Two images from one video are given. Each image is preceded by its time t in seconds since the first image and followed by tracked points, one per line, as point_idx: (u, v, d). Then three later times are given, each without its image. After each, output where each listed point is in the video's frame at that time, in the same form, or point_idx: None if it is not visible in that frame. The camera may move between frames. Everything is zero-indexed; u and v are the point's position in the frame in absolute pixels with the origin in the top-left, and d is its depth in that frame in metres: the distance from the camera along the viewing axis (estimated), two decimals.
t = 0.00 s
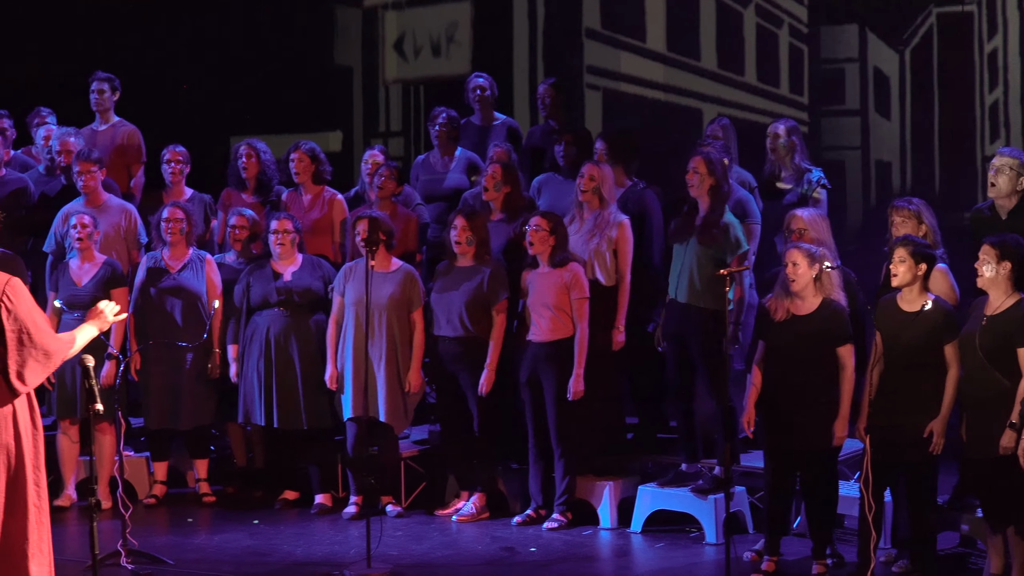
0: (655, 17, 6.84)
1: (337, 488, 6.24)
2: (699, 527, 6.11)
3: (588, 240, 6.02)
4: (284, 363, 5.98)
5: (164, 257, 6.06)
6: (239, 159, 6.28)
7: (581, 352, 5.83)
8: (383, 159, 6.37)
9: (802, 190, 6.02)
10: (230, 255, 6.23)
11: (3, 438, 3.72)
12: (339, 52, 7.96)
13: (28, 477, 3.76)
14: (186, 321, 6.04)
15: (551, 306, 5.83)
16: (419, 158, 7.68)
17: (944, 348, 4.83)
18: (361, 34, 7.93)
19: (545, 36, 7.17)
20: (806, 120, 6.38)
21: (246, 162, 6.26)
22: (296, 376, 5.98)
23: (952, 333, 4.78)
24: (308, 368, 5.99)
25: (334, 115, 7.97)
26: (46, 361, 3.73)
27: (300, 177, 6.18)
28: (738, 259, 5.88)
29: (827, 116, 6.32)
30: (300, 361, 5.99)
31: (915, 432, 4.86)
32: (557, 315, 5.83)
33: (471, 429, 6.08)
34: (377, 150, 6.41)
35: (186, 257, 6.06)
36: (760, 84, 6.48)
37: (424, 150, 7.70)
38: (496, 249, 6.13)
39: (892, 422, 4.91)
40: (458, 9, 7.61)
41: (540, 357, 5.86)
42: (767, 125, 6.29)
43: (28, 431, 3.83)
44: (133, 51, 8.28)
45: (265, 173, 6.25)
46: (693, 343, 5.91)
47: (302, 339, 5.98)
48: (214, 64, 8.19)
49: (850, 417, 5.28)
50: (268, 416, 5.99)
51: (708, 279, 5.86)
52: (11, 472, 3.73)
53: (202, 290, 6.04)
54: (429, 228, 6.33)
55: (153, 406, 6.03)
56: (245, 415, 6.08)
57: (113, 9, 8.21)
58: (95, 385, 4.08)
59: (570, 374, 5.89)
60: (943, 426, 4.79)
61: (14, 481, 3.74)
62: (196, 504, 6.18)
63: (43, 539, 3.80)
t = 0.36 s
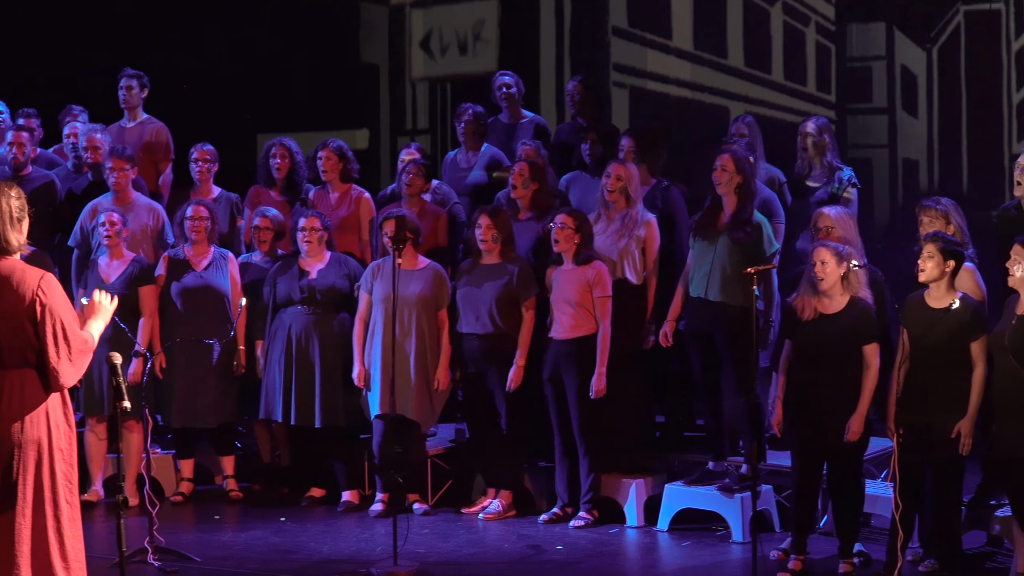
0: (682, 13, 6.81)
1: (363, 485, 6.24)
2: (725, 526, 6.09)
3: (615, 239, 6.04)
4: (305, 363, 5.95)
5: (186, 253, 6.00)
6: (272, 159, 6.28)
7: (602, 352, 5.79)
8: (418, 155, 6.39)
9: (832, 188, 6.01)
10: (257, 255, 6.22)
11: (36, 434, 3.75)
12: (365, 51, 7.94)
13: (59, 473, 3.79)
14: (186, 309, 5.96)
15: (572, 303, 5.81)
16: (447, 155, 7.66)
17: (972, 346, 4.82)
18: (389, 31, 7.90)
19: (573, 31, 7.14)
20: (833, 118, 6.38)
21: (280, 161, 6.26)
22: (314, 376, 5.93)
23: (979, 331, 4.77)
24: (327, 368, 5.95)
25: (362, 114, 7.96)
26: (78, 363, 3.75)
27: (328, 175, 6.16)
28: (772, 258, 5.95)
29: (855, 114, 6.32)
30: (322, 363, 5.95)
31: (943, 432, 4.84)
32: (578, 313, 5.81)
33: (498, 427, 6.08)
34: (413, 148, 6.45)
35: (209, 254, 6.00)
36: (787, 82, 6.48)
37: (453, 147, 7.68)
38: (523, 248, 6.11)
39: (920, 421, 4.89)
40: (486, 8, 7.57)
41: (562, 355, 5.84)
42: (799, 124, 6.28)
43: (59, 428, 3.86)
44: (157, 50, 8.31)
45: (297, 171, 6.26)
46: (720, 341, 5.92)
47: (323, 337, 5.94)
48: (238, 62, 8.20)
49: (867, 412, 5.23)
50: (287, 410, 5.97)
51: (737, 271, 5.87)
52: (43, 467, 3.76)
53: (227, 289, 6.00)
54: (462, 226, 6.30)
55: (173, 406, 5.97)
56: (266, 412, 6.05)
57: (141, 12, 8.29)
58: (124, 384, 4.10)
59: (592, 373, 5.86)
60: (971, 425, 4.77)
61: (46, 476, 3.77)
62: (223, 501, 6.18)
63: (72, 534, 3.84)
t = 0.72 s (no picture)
0: (710, 13, 6.81)
1: (390, 484, 6.24)
2: (752, 525, 6.08)
3: (640, 238, 6.01)
4: (329, 364, 5.94)
5: (212, 250, 6.03)
6: (302, 161, 6.34)
7: (621, 350, 5.73)
8: (451, 154, 6.41)
9: (860, 187, 5.99)
10: (285, 252, 6.20)
11: (71, 429, 3.75)
12: (392, 49, 7.96)
13: (94, 469, 3.78)
14: (221, 317, 5.99)
15: (594, 300, 5.77)
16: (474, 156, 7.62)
17: (999, 346, 4.79)
18: (415, 28, 7.93)
19: (599, 31, 7.10)
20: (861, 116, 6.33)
21: (311, 163, 6.31)
22: (338, 381, 5.93)
23: (1009, 331, 4.74)
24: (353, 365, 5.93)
25: (389, 111, 7.96)
26: (111, 358, 3.76)
27: (355, 174, 6.15)
28: (796, 256, 5.91)
29: (883, 112, 6.26)
30: (345, 366, 5.93)
31: (966, 429, 4.84)
32: (599, 310, 5.77)
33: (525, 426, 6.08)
34: (445, 147, 6.49)
35: (235, 251, 6.04)
36: (815, 80, 6.43)
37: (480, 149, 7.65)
38: (552, 247, 6.10)
39: (944, 420, 4.87)
40: (514, 5, 7.56)
41: (583, 353, 5.81)
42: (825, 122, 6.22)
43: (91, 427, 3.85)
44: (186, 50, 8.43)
45: (327, 171, 6.29)
46: (747, 341, 5.92)
47: (348, 336, 5.91)
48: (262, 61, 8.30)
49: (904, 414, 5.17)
50: (311, 408, 5.96)
51: (763, 269, 5.85)
52: (77, 463, 3.76)
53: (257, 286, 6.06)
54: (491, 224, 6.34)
55: (201, 400, 6.02)
56: (291, 411, 6.07)
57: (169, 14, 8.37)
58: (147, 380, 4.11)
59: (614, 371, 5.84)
60: (995, 425, 4.77)
61: (80, 472, 3.76)
62: (251, 499, 6.20)
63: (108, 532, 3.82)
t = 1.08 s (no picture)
0: (737, 12, 6.82)
1: (417, 482, 6.24)
2: (779, 524, 6.08)
3: (664, 236, 5.99)
4: (363, 358, 5.93)
5: (241, 249, 6.05)
6: (331, 161, 6.33)
7: (648, 349, 5.73)
8: (480, 151, 6.48)
9: (886, 186, 5.97)
10: (313, 251, 6.26)
11: (98, 429, 3.59)
12: (420, 48, 8.14)
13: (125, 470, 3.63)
14: (253, 317, 6.01)
15: (621, 300, 5.76)
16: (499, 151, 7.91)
17: None
18: (442, 25, 8.14)
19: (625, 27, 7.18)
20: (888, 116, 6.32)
21: (339, 163, 6.31)
22: (373, 374, 5.92)
23: None
24: (383, 363, 5.93)
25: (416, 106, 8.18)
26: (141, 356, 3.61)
27: (382, 173, 6.14)
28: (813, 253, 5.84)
29: (910, 112, 6.24)
30: (378, 359, 5.94)
31: (1000, 431, 4.72)
32: (626, 310, 5.75)
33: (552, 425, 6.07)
34: (475, 146, 6.49)
35: (265, 249, 6.06)
36: (842, 80, 6.43)
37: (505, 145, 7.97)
38: (580, 245, 6.13)
39: (978, 420, 4.77)
40: (541, 4, 7.70)
41: (609, 351, 5.80)
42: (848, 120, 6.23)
43: (121, 427, 3.68)
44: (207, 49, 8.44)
45: (354, 168, 6.27)
46: (772, 341, 5.91)
47: (379, 335, 5.92)
48: (287, 61, 8.39)
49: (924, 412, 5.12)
50: (344, 411, 5.94)
51: (786, 270, 5.87)
52: (106, 464, 3.60)
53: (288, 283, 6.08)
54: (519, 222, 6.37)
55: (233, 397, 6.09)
56: (321, 410, 6.05)
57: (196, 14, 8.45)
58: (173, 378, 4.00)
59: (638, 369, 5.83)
60: None
61: (111, 474, 3.61)
62: (277, 497, 6.20)
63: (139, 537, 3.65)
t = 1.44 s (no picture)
0: (764, 11, 6.82)
1: (444, 480, 6.25)
2: (806, 523, 6.06)
3: (688, 234, 5.98)
4: (392, 359, 5.93)
5: (273, 248, 6.07)
6: (356, 158, 6.33)
7: (682, 350, 5.75)
8: (502, 151, 6.47)
9: (914, 183, 5.95)
10: (339, 249, 6.25)
11: (124, 430, 3.55)
12: (446, 48, 8.18)
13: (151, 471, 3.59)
14: (281, 311, 6.02)
15: (650, 300, 5.76)
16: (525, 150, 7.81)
17: None
18: (469, 24, 8.08)
19: (652, 27, 7.11)
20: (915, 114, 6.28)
21: (363, 160, 6.31)
22: (403, 371, 5.93)
23: None
24: (411, 361, 5.94)
25: (444, 107, 8.24)
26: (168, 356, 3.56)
27: (409, 171, 6.15)
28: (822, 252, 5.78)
29: (936, 109, 6.21)
30: (408, 357, 5.95)
31: None
32: (656, 309, 5.76)
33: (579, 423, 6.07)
34: (498, 145, 6.52)
35: (296, 248, 6.06)
36: (868, 78, 6.43)
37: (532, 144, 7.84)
38: (608, 244, 6.15)
39: (1004, 420, 4.66)
40: (567, 2, 7.50)
41: (638, 351, 5.78)
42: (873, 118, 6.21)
43: (148, 427, 3.65)
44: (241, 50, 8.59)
45: (378, 168, 6.28)
46: (797, 339, 5.88)
47: (408, 334, 5.93)
48: (313, 61, 8.46)
49: (951, 410, 5.01)
50: (376, 409, 5.93)
51: (815, 272, 5.84)
52: (132, 465, 3.56)
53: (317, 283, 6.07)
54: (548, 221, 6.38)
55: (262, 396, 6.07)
56: (351, 408, 6.05)
57: (222, 15, 8.55)
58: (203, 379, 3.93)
59: (672, 370, 5.83)
60: None
61: (137, 475, 3.57)
62: (304, 495, 6.21)
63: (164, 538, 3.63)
